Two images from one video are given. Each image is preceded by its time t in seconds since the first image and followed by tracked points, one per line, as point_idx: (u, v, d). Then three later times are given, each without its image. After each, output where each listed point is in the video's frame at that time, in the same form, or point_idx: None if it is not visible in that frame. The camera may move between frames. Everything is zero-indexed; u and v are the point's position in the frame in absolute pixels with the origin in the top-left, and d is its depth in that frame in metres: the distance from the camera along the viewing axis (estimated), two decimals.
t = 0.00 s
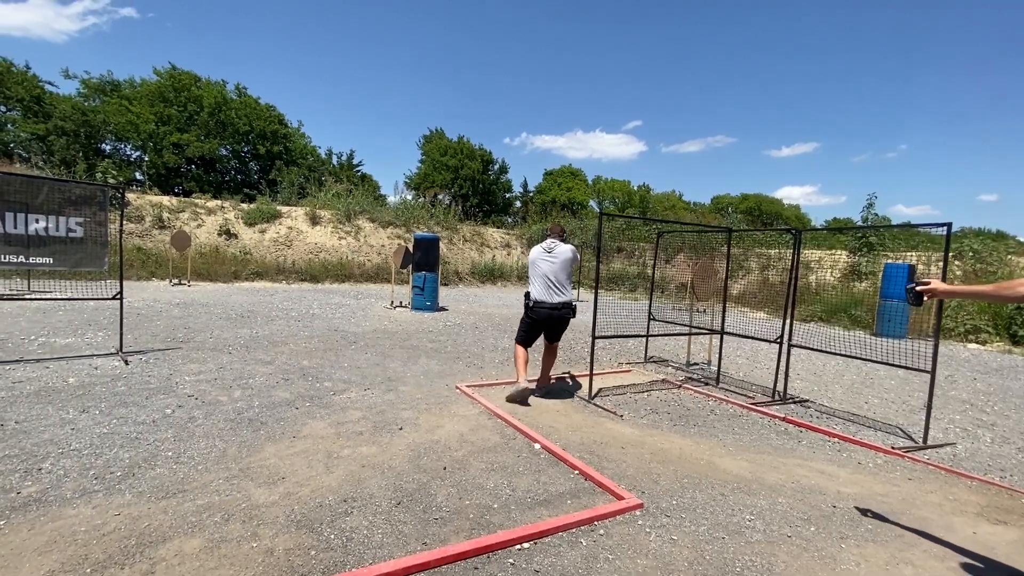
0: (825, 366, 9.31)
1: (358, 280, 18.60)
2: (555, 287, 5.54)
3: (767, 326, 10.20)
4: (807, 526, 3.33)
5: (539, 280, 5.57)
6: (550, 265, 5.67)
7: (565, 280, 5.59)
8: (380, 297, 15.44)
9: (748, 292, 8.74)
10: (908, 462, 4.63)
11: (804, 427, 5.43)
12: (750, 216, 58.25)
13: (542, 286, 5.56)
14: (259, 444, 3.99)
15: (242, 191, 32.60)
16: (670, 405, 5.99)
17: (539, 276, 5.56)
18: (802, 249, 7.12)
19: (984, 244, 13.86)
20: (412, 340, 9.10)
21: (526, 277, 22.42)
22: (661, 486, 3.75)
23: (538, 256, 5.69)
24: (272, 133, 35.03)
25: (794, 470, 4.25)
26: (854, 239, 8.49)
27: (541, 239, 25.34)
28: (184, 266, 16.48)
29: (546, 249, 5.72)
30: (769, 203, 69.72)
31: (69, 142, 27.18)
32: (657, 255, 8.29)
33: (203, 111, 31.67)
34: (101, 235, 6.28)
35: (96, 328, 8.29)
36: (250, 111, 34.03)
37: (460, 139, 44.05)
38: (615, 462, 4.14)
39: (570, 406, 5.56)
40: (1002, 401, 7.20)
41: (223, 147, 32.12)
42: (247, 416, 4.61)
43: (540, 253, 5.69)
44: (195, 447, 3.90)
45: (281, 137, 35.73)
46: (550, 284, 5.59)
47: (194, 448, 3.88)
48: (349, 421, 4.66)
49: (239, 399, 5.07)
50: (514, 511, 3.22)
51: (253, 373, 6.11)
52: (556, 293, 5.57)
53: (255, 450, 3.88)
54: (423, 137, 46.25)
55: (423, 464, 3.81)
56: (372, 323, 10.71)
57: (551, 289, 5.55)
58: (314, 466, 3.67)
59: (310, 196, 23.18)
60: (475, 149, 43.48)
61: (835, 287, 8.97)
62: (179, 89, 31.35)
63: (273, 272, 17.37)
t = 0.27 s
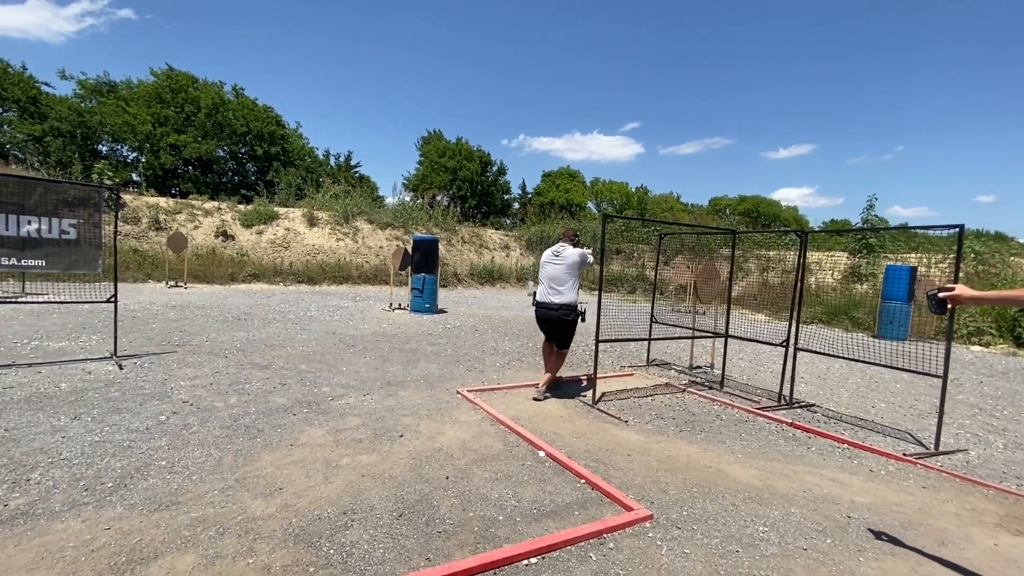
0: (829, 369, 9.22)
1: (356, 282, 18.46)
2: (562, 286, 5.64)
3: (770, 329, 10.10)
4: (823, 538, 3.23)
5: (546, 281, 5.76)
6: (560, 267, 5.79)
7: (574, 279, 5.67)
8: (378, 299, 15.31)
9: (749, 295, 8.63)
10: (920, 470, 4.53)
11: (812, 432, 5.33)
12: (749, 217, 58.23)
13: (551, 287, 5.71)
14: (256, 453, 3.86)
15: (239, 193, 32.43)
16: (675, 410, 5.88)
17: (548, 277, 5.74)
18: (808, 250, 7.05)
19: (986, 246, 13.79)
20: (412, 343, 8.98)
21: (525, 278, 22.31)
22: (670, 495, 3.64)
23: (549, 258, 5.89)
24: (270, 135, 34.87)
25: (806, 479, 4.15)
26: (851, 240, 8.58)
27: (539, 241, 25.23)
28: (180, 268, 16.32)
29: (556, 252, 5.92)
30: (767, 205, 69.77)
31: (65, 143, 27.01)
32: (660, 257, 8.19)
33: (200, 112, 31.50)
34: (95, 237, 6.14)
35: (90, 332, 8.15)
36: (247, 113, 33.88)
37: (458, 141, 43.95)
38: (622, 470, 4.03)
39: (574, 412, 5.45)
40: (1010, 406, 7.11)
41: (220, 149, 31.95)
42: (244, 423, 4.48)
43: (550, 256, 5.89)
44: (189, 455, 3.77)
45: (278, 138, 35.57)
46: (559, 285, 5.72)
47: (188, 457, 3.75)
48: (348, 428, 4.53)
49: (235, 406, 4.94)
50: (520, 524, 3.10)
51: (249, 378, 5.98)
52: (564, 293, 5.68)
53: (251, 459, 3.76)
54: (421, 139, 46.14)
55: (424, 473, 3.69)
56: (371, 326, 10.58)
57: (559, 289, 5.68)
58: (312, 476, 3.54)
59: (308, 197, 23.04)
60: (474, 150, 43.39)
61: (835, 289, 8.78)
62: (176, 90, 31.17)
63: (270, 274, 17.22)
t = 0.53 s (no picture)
0: (823, 370, 9.21)
1: (348, 283, 18.29)
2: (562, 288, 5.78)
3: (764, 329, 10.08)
4: (826, 546, 3.16)
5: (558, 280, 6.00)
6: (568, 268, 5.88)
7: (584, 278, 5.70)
8: (370, 300, 15.17)
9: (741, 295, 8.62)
10: (919, 473, 4.50)
11: (810, 435, 5.28)
12: (741, 218, 58.48)
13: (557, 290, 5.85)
14: (244, 461, 3.73)
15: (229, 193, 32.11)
16: (671, 413, 5.81)
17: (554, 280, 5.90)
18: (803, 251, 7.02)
19: (976, 247, 13.88)
20: (404, 346, 8.86)
21: (518, 279, 22.23)
22: (669, 502, 3.56)
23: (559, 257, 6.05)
24: (260, 134, 34.55)
25: (806, 483, 4.09)
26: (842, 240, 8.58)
27: (532, 241, 25.17)
28: (169, 269, 16.09)
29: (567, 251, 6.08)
30: (758, 206, 70.20)
31: (51, 142, 26.63)
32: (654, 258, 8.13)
33: (189, 111, 31.15)
34: (80, 238, 5.97)
35: (74, 335, 7.96)
36: (237, 112, 33.57)
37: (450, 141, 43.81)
38: (619, 476, 3.95)
39: (569, 415, 5.37)
40: (1004, 407, 7.12)
41: (210, 149, 31.60)
42: (231, 430, 4.35)
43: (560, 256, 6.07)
44: (174, 464, 3.64)
45: (269, 138, 35.26)
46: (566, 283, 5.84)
47: (173, 465, 3.62)
48: (339, 434, 4.42)
49: (223, 411, 4.81)
50: (517, 533, 3.01)
51: (238, 382, 5.84)
52: (571, 294, 5.76)
53: (238, 467, 3.63)
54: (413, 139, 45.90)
55: (418, 481, 3.58)
56: (363, 328, 10.45)
57: (564, 291, 5.76)
58: (302, 485, 3.42)
59: (299, 197, 22.83)
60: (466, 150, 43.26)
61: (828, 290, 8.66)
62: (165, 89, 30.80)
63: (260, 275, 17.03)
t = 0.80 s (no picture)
0: (812, 369, 9.26)
1: (336, 284, 18.12)
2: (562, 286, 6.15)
3: (753, 329, 10.11)
4: (817, 547, 3.14)
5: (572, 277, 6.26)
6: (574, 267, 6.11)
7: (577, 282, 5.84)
8: (359, 301, 15.03)
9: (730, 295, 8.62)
10: (908, 471, 4.51)
11: (799, 435, 5.28)
12: (729, 218, 58.87)
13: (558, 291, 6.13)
14: (227, 467, 3.64)
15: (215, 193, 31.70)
16: (661, 413, 5.79)
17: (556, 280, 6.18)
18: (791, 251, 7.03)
19: (961, 246, 14.04)
20: (393, 347, 8.77)
21: (508, 279, 22.17)
22: (661, 504, 3.53)
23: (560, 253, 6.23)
24: (247, 133, 34.16)
25: (797, 483, 4.08)
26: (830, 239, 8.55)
27: (523, 241, 25.12)
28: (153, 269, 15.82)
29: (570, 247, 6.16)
30: (745, 206, 70.76)
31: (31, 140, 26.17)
32: (644, 258, 8.12)
33: (174, 109, 30.70)
34: (59, 238, 5.81)
35: (54, 337, 7.78)
36: (223, 111, 33.18)
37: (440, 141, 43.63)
38: (610, 478, 3.91)
39: (559, 416, 5.33)
40: (989, 405, 7.20)
41: (195, 147, 31.18)
42: (214, 435, 4.25)
43: (563, 252, 6.27)
44: (154, 471, 3.54)
45: (256, 137, 34.86)
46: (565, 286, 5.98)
47: (153, 472, 3.52)
48: (326, 438, 4.33)
49: (206, 416, 4.70)
50: (506, 539, 2.95)
51: (222, 385, 5.73)
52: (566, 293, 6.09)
53: (221, 474, 3.54)
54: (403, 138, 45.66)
55: (406, 486, 3.52)
56: (351, 329, 10.34)
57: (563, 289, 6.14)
58: (286, 491, 3.34)
59: (287, 197, 22.59)
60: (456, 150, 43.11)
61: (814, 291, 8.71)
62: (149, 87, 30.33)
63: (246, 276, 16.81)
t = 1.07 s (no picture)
0: (797, 367, 9.35)
1: (323, 284, 17.96)
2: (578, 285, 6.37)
3: (739, 327, 10.18)
4: (803, 545, 3.16)
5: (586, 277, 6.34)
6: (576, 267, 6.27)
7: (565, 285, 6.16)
8: (347, 301, 14.90)
9: (716, 295, 8.65)
10: (891, 468, 4.56)
11: (785, 432, 5.31)
12: (717, 217, 59.28)
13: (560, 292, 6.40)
14: (208, 472, 3.57)
15: (200, 192, 31.28)
16: (649, 412, 5.80)
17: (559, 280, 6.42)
18: (777, 250, 7.06)
19: (943, 245, 14.25)
20: (380, 347, 8.70)
21: (498, 279, 22.14)
22: (648, 504, 3.52)
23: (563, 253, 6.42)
24: (232, 131, 33.74)
25: (783, 481, 4.12)
26: (816, 238, 8.59)
27: (512, 241, 25.09)
28: (136, 269, 15.57)
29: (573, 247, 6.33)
30: (733, 205, 71.35)
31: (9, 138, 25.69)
32: (632, 257, 8.13)
33: (157, 107, 30.22)
34: (36, 237, 5.67)
35: (31, 339, 7.61)
36: (208, 109, 32.74)
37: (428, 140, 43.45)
38: (597, 478, 3.90)
39: (547, 416, 5.31)
40: (970, 401, 7.32)
41: (179, 146, 30.74)
42: (196, 438, 4.17)
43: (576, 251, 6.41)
44: (133, 476, 3.46)
45: (241, 135, 34.43)
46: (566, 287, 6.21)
47: (131, 477, 3.44)
48: (310, 441, 4.28)
49: (188, 419, 4.62)
50: (493, 541, 2.92)
51: (205, 387, 5.63)
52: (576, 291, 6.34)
53: (202, 478, 3.47)
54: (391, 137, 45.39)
55: (391, 488, 3.47)
56: (338, 330, 10.24)
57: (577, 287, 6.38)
58: (269, 495, 3.28)
59: (273, 196, 22.35)
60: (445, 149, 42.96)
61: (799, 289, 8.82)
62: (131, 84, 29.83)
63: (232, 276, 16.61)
